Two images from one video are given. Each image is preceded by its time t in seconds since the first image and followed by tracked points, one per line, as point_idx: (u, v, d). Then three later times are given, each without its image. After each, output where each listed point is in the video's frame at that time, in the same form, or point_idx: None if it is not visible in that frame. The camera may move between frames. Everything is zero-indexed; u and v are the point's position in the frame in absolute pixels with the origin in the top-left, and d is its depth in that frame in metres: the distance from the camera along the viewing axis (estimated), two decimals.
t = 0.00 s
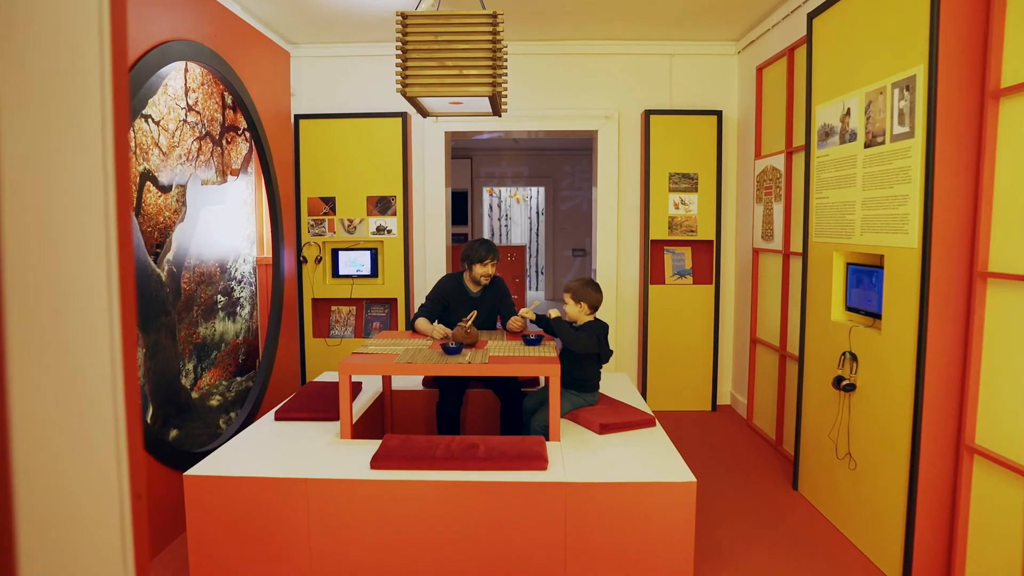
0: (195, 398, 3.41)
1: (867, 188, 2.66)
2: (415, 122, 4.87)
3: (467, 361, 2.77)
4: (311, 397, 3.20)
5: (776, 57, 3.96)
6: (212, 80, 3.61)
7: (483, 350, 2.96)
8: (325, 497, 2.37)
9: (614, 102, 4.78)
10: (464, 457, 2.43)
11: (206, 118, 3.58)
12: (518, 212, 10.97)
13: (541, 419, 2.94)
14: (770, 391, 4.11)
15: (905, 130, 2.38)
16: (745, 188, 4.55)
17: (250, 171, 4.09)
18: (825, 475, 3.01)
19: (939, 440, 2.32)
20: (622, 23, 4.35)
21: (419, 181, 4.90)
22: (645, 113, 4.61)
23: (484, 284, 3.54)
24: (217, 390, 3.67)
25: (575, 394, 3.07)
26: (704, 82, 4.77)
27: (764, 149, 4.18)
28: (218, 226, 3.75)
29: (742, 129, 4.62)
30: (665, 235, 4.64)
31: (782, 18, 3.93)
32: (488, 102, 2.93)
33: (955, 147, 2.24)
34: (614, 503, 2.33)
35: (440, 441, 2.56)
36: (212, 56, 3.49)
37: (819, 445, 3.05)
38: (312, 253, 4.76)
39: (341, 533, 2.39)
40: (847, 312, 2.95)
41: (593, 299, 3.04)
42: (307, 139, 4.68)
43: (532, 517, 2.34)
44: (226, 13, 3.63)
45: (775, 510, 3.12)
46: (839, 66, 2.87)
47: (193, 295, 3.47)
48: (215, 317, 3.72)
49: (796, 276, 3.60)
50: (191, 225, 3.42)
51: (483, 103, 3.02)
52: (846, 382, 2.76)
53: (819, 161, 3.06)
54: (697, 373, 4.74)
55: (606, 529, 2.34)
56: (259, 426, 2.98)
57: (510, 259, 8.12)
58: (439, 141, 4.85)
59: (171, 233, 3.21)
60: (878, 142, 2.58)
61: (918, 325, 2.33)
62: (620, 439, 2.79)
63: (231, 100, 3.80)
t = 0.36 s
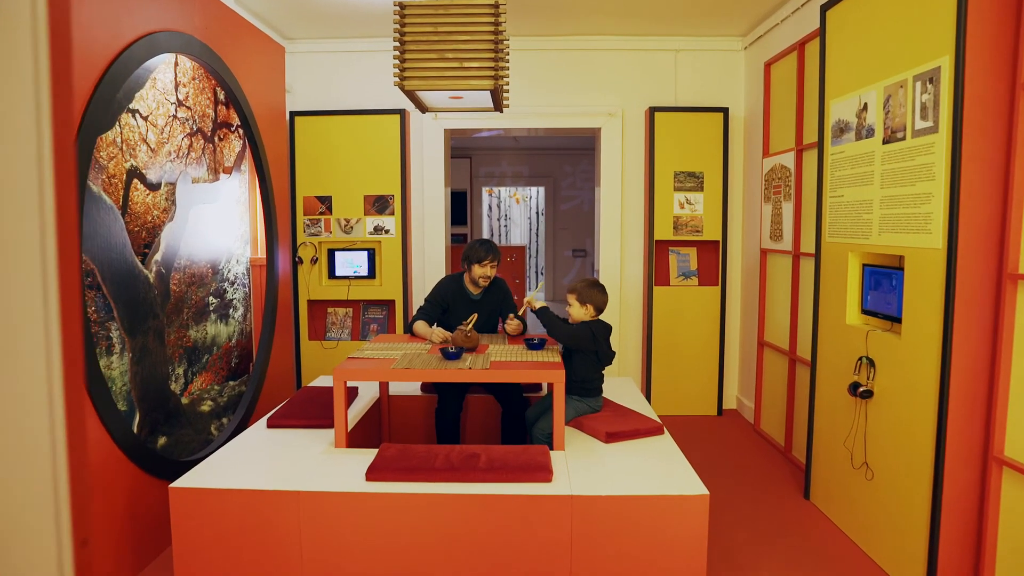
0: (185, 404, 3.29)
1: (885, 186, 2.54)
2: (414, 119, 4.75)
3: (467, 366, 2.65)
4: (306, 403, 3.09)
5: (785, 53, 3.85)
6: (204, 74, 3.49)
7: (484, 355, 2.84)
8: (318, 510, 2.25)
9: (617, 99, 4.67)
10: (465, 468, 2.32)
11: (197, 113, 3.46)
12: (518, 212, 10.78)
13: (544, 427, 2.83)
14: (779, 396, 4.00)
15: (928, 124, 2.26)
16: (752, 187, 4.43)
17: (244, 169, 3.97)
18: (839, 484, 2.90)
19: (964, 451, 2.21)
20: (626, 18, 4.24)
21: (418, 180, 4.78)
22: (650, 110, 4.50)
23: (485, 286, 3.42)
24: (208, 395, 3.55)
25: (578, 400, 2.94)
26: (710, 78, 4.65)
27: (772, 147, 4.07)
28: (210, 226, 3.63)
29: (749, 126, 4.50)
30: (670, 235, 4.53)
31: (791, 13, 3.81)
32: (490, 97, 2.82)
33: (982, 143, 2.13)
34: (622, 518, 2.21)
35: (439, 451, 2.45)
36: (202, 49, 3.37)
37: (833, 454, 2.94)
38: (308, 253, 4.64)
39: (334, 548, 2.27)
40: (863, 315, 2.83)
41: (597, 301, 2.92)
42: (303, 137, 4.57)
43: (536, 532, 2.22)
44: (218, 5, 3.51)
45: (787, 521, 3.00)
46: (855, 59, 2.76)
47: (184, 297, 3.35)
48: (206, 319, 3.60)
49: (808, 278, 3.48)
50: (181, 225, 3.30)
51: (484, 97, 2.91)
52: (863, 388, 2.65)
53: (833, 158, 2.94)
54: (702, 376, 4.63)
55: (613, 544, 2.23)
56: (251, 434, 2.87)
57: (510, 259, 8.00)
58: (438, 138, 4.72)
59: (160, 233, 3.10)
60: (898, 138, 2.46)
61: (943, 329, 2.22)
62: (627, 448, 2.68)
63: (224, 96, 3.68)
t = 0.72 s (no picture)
0: (169, 411, 3.14)
1: (907, 182, 2.40)
2: (410, 115, 4.61)
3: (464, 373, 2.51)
4: (296, 410, 2.94)
5: (795, 45, 3.71)
6: (190, 66, 3.35)
7: (482, 361, 2.69)
8: (303, 529, 2.11)
9: (620, 94, 4.52)
10: (461, 483, 2.17)
11: (183, 108, 3.31)
12: (518, 211, 10.65)
13: (546, 438, 2.67)
14: (789, 402, 3.85)
15: (957, 115, 2.12)
16: (760, 185, 4.29)
17: (234, 166, 3.82)
18: (857, 497, 2.75)
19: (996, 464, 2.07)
20: (629, 10, 4.10)
21: (415, 178, 4.63)
22: (654, 105, 4.36)
23: (484, 287, 3.27)
24: (195, 401, 3.40)
25: (581, 407, 2.78)
26: (716, 73, 4.51)
27: (782, 143, 3.92)
28: (198, 226, 3.48)
29: (757, 122, 4.36)
30: (675, 235, 4.38)
31: (801, 3, 3.66)
32: (488, 88, 2.67)
33: (1016, 135, 1.99)
34: (629, 537, 2.07)
35: (434, 464, 2.30)
36: (186, 39, 3.22)
37: (850, 465, 2.79)
38: (301, 253, 4.50)
39: (322, 569, 2.12)
40: (882, 319, 2.69)
41: (601, 303, 2.78)
42: (296, 133, 4.42)
43: (537, 552, 2.07)
44: None
45: (800, 535, 2.86)
46: (874, 48, 2.61)
47: (168, 299, 3.21)
48: (194, 322, 3.46)
49: (821, 279, 3.34)
50: (167, 223, 3.15)
51: (482, 89, 2.76)
52: (883, 396, 2.50)
53: (850, 153, 2.80)
54: (707, 381, 4.49)
55: (620, 565, 2.08)
56: (236, 444, 2.72)
57: (510, 260, 7.86)
58: (436, 134, 4.57)
59: (143, 232, 2.95)
60: (922, 130, 2.32)
61: (974, 334, 2.07)
62: (634, 460, 2.53)
63: (212, 89, 3.54)
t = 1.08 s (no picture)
0: (156, 416, 3.01)
1: (934, 175, 2.25)
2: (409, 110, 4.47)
3: (461, 379, 2.37)
4: (287, 416, 2.80)
5: (807, 35, 3.55)
6: (178, 57, 3.21)
7: (481, 365, 2.55)
8: (289, 546, 1.97)
9: (625, 88, 4.38)
10: (458, 497, 2.03)
11: (171, 100, 3.17)
12: (520, 210, 10.57)
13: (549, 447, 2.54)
14: (802, 406, 3.70)
15: (991, 103, 1.98)
16: (771, 181, 4.14)
17: (226, 162, 3.68)
18: (877, 510, 2.61)
19: None
20: None
21: (414, 174, 4.49)
22: (661, 99, 4.21)
23: (481, 287, 3.13)
24: (184, 406, 3.27)
25: (585, 413, 2.64)
26: (725, 65, 4.36)
27: (794, 138, 3.77)
28: (186, 223, 3.35)
29: (768, 116, 4.21)
30: (683, 233, 4.24)
31: None
32: (489, 77, 2.52)
33: None
34: (638, 556, 1.93)
35: (430, 476, 2.16)
36: (173, 28, 3.09)
37: (870, 476, 2.65)
38: (296, 252, 4.37)
39: None
40: (905, 321, 2.54)
41: (605, 303, 2.63)
42: (291, 128, 4.29)
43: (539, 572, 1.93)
44: None
45: (818, 549, 2.71)
46: (896, 34, 2.47)
47: (155, 300, 3.07)
48: (182, 324, 3.32)
49: (838, 280, 3.19)
50: (153, 220, 3.02)
51: (482, 78, 2.62)
52: (908, 404, 2.36)
53: (870, 147, 2.66)
54: (716, 384, 4.35)
55: None
56: (223, 453, 2.59)
57: (513, 259, 7.72)
58: (435, 129, 4.43)
59: (127, 229, 2.81)
60: (950, 120, 2.17)
61: (1011, 338, 1.93)
62: (641, 471, 2.39)
63: (201, 82, 3.40)
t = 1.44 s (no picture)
0: (143, 425, 2.88)
1: (965, 170, 2.11)
2: (410, 106, 4.34)
3: (461, 386, 2.24)
4: (279, 425, 2.67)
5: (822, 27, 3.41)
6: (167, 50, 3.09)
7: (482, 373, 2.40)
8: (278, 567, 1.84)
9: (632, 83, 4.24)
10: (458, 515, 1.90)
11: (160, 95, 3.05)
12: (524, 210, 10.48)
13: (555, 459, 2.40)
14: (817, 413, 3.56)
15: None
16: (783, 179, 4.00)
17: (219, 159, 3.56)
18: (900, 525, 2.47)
19: None
20: None
21: (415, 172, 4.36)
22: (669, 94, 4.07)
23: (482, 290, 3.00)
24: (173, 413, 3.14)
25: (592, 422, 2.50)
26: (735, 59, 4.22)
27: (808, 133, 3.63)
28: (176, 223, 3.22)
29: (780, 112, 4.07)
30: (692, 232, 4.10)
31: None
32: (490, 67, 2.39)
33: None
34: None
35: (428, 492, 2.03)
36: (161, 19, 2.97)
37: (893, 488, 2.51)
38: (293, 253, 4.24)
39: None
40: (930, 325, 2.40)
41: (613, 306, 2.49)
42: (288, 125, 4.16)
43: None
44: None
45: (838, 565, 2.57)
46: (922, 21, 2.33)
47: (142, 302, 2.94)
48: (172, 327, 3.19)
49: (857, 281, 3.05)
50: (140, 220, 2.89)
51: (483, 69, 2.49)
52: (936, 413, 2.21)
53: (893, 141, 2.52)
54: (726, 389, 4.21)
55: None
56: (211, 464, 2.45)
57: (517, 260, 7.58)
58: (436, 126, 4.30)
59: (111, 229, 2.68)
60: (983, 111, 2.03)
61: None
62: (652, 484, 2.25)
63: (192, 76, 3.27)
